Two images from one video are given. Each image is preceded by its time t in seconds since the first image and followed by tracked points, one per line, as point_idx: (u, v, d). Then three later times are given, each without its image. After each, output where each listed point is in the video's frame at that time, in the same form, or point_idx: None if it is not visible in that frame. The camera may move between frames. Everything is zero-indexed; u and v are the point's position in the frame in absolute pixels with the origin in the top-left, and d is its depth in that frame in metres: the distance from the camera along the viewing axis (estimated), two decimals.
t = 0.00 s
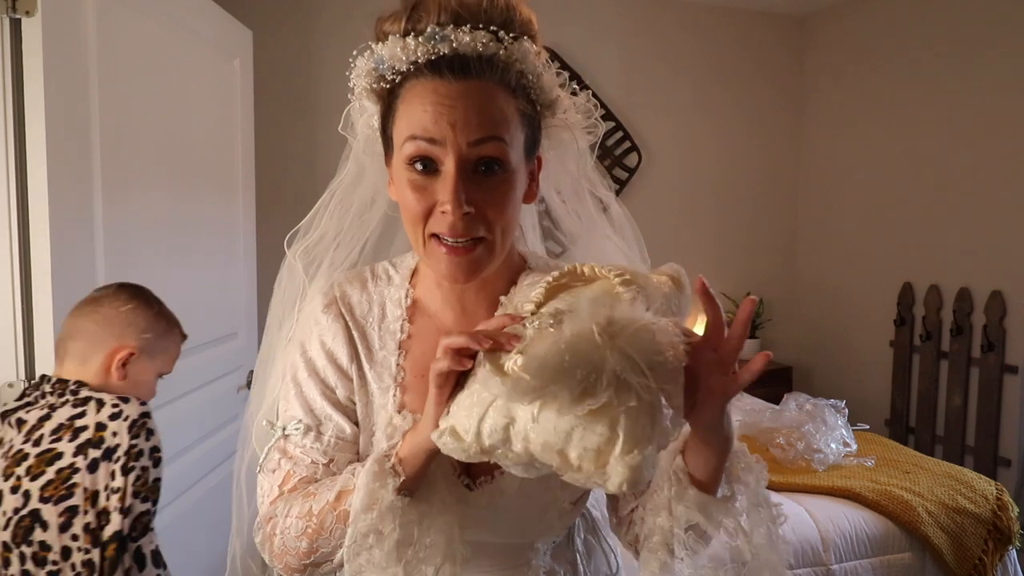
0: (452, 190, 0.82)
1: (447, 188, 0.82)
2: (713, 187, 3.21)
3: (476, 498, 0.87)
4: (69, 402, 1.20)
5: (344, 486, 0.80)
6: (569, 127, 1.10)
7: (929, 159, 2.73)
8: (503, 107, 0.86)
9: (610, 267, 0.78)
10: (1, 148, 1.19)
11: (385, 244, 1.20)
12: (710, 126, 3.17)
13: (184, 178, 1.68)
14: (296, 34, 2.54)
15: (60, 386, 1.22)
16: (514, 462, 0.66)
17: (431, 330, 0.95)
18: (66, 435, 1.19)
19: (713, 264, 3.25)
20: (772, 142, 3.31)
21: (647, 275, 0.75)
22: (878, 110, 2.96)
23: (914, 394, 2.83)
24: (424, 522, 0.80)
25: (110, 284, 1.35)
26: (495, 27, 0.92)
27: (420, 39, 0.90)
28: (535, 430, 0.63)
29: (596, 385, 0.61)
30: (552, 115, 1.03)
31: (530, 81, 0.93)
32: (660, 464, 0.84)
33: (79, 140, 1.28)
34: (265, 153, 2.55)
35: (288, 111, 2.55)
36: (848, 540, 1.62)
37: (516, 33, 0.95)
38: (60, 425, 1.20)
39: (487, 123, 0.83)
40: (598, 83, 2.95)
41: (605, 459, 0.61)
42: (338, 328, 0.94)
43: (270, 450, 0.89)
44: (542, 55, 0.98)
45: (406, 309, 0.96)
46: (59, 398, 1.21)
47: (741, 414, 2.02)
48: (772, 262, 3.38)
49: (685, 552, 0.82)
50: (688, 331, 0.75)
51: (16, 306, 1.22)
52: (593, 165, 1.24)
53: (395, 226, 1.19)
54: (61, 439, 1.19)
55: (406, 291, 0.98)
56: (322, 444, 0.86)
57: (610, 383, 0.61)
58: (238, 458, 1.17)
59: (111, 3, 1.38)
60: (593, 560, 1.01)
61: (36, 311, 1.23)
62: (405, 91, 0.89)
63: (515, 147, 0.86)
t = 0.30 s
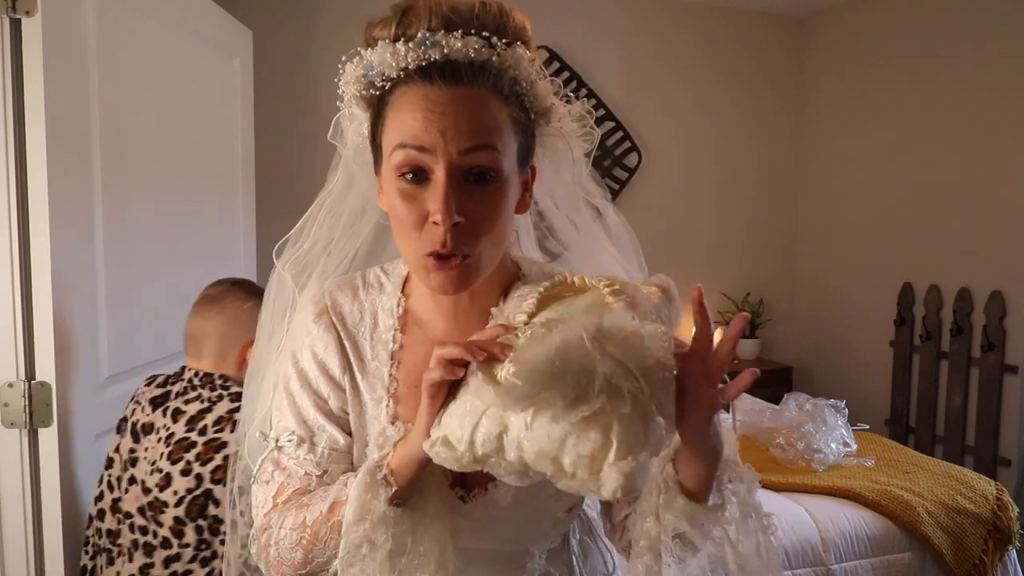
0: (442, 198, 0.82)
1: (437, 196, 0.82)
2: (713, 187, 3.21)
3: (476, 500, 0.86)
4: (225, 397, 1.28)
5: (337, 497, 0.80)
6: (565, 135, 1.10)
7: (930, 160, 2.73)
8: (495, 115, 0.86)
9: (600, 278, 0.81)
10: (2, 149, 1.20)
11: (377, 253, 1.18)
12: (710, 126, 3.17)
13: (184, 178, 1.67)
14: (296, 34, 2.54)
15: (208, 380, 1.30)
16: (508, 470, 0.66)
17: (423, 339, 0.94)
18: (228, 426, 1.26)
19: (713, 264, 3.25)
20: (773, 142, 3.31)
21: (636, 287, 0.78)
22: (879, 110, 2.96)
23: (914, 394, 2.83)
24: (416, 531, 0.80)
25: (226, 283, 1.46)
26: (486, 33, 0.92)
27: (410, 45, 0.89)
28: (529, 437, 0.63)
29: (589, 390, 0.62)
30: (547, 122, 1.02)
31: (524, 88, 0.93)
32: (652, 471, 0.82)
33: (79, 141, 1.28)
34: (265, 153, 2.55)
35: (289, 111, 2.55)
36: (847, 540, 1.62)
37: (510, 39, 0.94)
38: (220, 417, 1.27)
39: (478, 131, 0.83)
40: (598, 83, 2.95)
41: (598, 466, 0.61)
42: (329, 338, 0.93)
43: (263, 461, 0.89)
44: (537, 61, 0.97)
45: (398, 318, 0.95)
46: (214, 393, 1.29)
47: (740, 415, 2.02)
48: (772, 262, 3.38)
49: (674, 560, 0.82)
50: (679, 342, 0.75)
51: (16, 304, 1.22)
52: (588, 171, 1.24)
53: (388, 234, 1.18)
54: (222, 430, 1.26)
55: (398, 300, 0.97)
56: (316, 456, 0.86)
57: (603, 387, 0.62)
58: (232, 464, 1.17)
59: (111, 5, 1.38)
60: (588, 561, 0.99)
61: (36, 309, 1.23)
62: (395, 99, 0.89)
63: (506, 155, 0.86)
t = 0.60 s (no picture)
0: (440, 200, 0.82)
1: (436, 197, 0.82)
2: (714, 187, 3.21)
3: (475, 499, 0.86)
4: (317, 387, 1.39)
5: (331, 498, 0.81)
6: (558, 134, 1.10)
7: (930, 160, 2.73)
8: (492, 116, 0.86)
9: (601, 288, 0.80)
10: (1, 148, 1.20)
11: (372, 249, 1.19)
12: (710, 127, 3.17)
13: (184, 178, 1.67)
14: (297, 35, 2.54)
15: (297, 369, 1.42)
16: (504, 489, 0.66)
17: (419, 337, 0.94)
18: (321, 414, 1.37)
19: (713, 264, 3.25)
20: (773, 142, 3.31)
21: (639, 300, 0.77)
22: (879, 110, 2.96)
23: (914, 394, 2.83)
24: (410, 535, 0.80)
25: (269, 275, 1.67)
26: (483, 34, 0.92)
27: (407, 44, 0.89)
28: (525, 458, 0.63)
29: (586, 413, 0.62)
30: (541, 121, 1.02)
31: (520, 88, 0.93)
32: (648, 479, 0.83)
33: (78, 141, 1.28)
34: (266, 154, 2.55)
35: (290, 112, 2.55)
36: (847, 540, 1.62)
37: (506, 39, 0.94)
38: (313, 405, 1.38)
39: (476, 132, 0.83)
40: (598, 83, 2.95)
41: (595, 490, 0.61)
42: (325, 334, 0.93)
43: (258, 456, 0.89)
44: (533, 61, 0.97)
45: (393, 315, 0.95)
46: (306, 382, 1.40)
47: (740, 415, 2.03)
48: (772, 262, 3.38)
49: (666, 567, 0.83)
50: (683, 358, 0.74)
51: (16, 305, 1.22)
52: (582, 169, 1.24)
53: (383, 230, 1.18)
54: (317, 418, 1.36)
55: (392, 296, 0.97)
56: (310, 452, 0.86)
57: (600, 410, 0.62)
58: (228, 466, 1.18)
59: (111, 5, 1.38)
60: (584, 559, 0.99)
61: (36, 309, 1.23)
62: (392, 99, 0.89)
63: (504, 156, 0.86)
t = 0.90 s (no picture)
0: (439, 192, 0.82)
1: (434, 190, 0.82)
2: (713, 187, 3.21)
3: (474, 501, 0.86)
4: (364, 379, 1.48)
5: (337, 495, 0.80)
6: (555, 132, 1.10)
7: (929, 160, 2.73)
8: (489, 109, 0.86)
9: (599, 279, 0.79)
10: (2, 149, 1.20)
11: (371, 251, 1.19)
12: (710, 127, 3.17)
13: (184, 179, 1.67)
14: (297, 35, 2.54)
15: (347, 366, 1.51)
16: (511, 479, 0.66)
17: (419, 335, 0.94)
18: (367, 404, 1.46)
19: (713, 264, 3.26)
20: (773, 142, 3.31)
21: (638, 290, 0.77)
22: (879, 110, 2.96)
23: (914, 394, 2.83)
24: (417, 528, 0.80)
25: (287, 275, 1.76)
26: (480, 32, 0.92)
27: (406, 43, 0.89)
28: (531, 448, 0.63)
29: (590, 402, 0.62)
30: (537, 120, 1.03)
31: (517, 86, 0.93)
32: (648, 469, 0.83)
33: (78, 141, 1.28)
34: (266, 155, 2.55)
35: (290, 112, 2.55)
36: (848, 540, 1.62)
37: (502, 37, 0.94)
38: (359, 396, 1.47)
39: (474, 125, 0.84)
40: (597, 84, 2.95)
41: (600, 476, 0.61)
42: (324, 334, 0.93)
43: (260, 458, 0.89)
44: (529, 60, 0.97)
45: (392, 315, 0.95)
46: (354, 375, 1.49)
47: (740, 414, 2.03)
48: (772, 262, 3.38)
49: (668, 557, 0.83)
50: (679, 344, 0.75)
51: (16, 306, 1.22)
52: (579, 171, 1.24)
53: (382, 232, 1.18)
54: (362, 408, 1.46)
55: (391, 296, 0.97)
56: (313, 452, 0.86)
57: (604, 399, 0.62)
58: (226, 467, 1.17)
59: (111, 5, 1.38)
60: (583, 558, 1.00)
61: (36, 310, 1.23)
62: (390, 96, 0.89)
63: (501, 150, 0.86)
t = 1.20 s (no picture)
0: (442, 185, 0.82)
1: (437, 183, 0.82)
2: (714, 187, 3.21)
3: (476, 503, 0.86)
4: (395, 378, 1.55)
5: (334, 490, 0.81)
6: (558, 137, 1.09)
7: (929, 160, 2.73)
8: (493, 106, 0.86)
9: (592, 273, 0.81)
10: (2, 149, 1.20)
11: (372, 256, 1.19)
12: (710, 127, 3.17)
13: (184, 179, 1.67)
14: (297, 35, 2.54)
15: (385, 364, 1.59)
16: (494, 455, 0.66)
17: (420, 341, 0.94)
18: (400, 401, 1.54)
19: (713, 265, 3.26)
20: (773, 142, 3.31)
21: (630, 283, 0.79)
22: (879, 110, 2.96)
23: (914, 394, 2.83)
24: (413, 522, 0.79)
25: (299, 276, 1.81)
26: (484, 33, 0.92)
27: (411, 44, 0.90)
28: (514, 420, 0.63)
29: (573, 374, 0.62)
30: (541, 125, 1.02)
31: (520, 88, 0.93)
32: (644, 466, 0.85)
33: (78, 141, 1.28)
34: (267, 155, 2.55)
35: (291, 113, 2.55)
36: (847, 540, 1.62)
37: (506, 39, 0.94)
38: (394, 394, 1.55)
39: (478, 120, 0.84)
40: (598, 84, 2.95)
41: (582, 449, 0.61)
42: (325, 340, 0.93)
43: (260, 463, 0.89)
44: (532, 63, 0.97)
45: (394, 320, 0.95)
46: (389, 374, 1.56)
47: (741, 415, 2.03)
48: (773, 263, 3.38)
49: (665, 552, 0.83)
50: (667, 332, 0.75)
51: (16, 306, 1.23)
52: (582, 177, 1.24)
53: (384, 237, 1.18)
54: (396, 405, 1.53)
55: (392, 301, 0.97)
56: (313, 456, 0.86)
57: (586, 369, 0.62)
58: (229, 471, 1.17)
59: (111, 6, 1.38)
60: (584, 559, 0.99)
61: (36, 311, 1.23)
62: (394, 94, 0.89)
63: (505, 147, 0.87)
